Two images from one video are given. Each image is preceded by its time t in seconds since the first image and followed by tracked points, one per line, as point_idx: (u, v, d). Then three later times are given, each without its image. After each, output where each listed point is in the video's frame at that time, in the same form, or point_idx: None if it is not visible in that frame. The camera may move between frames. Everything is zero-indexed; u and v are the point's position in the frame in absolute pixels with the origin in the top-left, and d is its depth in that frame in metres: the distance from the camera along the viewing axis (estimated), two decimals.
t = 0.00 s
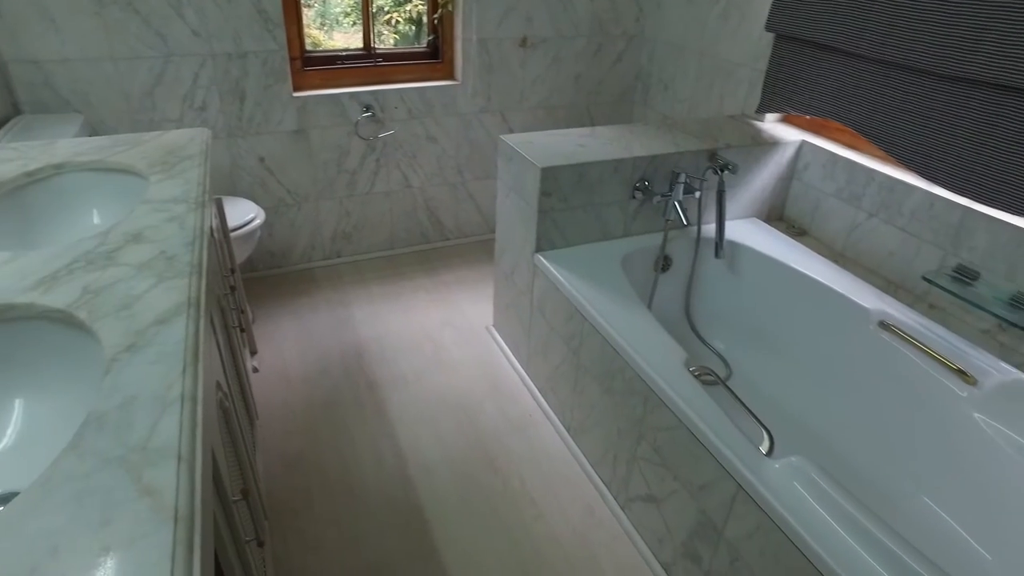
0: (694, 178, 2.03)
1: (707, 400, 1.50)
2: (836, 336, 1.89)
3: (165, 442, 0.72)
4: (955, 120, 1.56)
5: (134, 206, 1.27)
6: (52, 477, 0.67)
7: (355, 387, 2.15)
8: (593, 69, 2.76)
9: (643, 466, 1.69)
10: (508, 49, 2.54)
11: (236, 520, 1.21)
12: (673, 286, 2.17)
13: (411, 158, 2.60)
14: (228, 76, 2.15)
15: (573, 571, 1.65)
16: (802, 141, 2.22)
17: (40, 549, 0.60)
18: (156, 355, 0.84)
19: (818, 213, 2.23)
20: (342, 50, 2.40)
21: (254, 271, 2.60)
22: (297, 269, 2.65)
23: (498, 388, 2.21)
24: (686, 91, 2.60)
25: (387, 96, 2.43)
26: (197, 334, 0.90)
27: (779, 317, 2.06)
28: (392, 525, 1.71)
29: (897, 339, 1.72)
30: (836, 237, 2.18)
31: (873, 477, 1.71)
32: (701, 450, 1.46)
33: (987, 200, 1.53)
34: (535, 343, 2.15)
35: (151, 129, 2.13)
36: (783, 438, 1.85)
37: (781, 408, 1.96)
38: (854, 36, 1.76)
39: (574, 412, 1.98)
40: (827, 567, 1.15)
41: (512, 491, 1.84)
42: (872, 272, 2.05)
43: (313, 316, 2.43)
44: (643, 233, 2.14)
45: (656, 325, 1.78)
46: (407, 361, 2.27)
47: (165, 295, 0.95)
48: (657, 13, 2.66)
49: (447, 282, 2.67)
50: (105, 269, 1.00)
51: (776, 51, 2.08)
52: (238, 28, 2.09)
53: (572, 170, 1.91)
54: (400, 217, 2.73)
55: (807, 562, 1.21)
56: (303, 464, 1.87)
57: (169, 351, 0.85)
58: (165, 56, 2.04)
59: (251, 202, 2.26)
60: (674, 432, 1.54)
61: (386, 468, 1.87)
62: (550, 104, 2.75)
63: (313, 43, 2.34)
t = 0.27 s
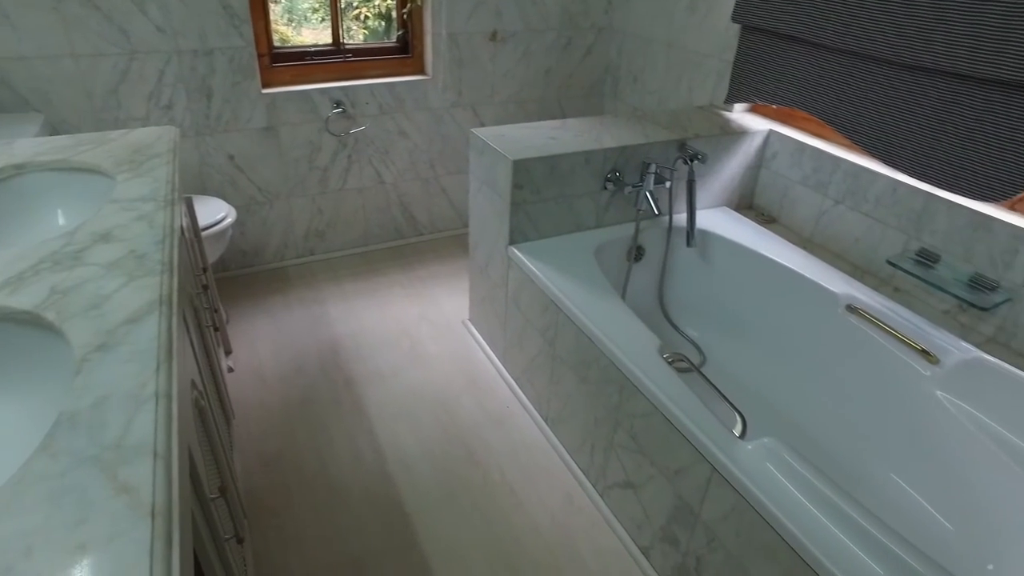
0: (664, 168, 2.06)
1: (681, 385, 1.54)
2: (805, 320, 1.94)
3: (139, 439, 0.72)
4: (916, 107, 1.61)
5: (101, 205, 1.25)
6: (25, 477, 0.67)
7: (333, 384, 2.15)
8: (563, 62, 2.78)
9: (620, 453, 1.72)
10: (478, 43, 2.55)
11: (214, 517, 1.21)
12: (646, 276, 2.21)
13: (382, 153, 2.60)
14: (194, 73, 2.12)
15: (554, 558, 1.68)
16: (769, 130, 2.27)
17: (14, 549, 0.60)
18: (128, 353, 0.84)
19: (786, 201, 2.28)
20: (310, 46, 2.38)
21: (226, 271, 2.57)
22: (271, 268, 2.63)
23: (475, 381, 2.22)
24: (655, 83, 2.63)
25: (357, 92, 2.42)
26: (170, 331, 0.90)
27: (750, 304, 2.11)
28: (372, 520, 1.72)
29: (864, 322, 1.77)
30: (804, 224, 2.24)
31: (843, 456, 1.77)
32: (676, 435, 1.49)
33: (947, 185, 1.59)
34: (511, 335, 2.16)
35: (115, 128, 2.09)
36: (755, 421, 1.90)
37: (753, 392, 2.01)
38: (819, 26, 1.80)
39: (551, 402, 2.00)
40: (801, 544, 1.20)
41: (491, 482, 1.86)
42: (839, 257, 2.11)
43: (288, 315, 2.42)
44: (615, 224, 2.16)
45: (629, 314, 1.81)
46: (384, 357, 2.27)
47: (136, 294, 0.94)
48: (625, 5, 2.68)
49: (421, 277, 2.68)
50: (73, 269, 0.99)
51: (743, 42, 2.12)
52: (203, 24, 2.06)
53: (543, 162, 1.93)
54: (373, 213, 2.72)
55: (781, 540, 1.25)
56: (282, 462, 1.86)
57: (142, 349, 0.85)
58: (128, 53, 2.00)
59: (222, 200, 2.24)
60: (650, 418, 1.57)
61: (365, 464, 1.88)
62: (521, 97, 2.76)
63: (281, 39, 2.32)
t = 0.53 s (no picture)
0: (636, 160, 2.09)
1: (656, 373, 1.57)
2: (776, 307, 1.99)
3: (114, 438, 0.72)
4: (879, 96, 1.66)
5: (68, 206, 1.23)
6: None
7: (310, 382, 2.14)
8: (534, 56, 2.79)
9: (598, 442, 1.75)
10: (449, 38, 2.55)
11: (193, 516, 1.21)
12: (621, 267, 2.24)
13: (355, 150, 2.59)
14: (161, 71, 2.09)
15: (535, 548, 1.70)
16: (738, 121, 2.31)
17: None
18: (100, 353, 0.83)
19: (756, 191, 2.33)
20: (279, 43, 2.36)
21: (199, 272, 2.54)
22: (245, 267, 2.60)
23: (453, 375, 2.23)
24: (626, 76, 2.66)
25: (329, 88, 2.41)
26: (143, 330, 0.89)
27: (723, 292, 2.15)
28: (353, 516, 1.73)
29: (833, 308, 1.82)
30: (773, 213, 2.29)
31: (813, 438, 1.82)
32: (653, 422, 1.53)
33: (910, 171, 1.64)
34: (488, 329, 2.18)
35: (80, 128, 2.06)
36: (729, 407, 1.95)
37: (726, 379, 2.05)
38: (783, 18, 1.84)
39: (529, 394, 2.03)
40: (775, 523, 1.23)
41: (471, 475, 1.88)
42: (808, 245, 2.16)
43: (263, 314, 2.40)
44: (588, 216, 2.19)
45: (604, 304, 1.83)
46: (361, 354, 2.28)
47: (107, 294, 0.94)
48: None
49: (397, 274, 2.68)
50: (41, 271, 0.98)
51: (711, 35, 2.16)
52: (168, 20, 2.03)
53: (516, 156, 1.94)
54: (347, 210, 2.71)
55: (757, 521, 1.28)
56: (260, 462, 1.86)
57: (114, 348, 0.84)
58: (91, 50, 1.97)
59: (193, 200, 2.22)
60: (626, 406, 1.60)
61: (344, 461, 1.88)
62: (492, 92, 2.77)
63: (249, 36, 2.29)
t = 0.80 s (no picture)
0: (612, 153, 2.10)
1: (635, 363, 1.59)
2: (752, 296, 2.03)
3: (91, 439, 0.72)
4: (849, 87, 1.70)
5: (36, 207, 1.22)
6: None
7: (291, 381, 2.13)
8: (509, 51, 2.80)
9: (580, 434, 1.76)
10: (423, 34, 2.55)
11: (174, 517, 1.20)
12: (599, 260, 2.25)
13: (331, 148, 2.57)
14: (130, 69, 2.06)
15: (519, 540, 1.72)
16: (712, 114, 2.34)
17: None
18: (74, 354, 0.83)
19: (730, 183, 2.36)
20: (252, 40, 2.33)
21: (175, 273, 2.51)
22: (222, 268, 2.58)
23: (434, 371, 2.24)
24: (601, 70, 2.68)
25: (303, 86, 2.39)
26: (118, 330, 0.89)
27: (700, 283, 2.18)
28: (338, 515, 1.73)
29: (809, 297, 1.86)
30: (748, 204, 2.32)
31: (790, 424, 1.86)
32: (633, 412, 1.55)
33: (879, 161, 1.67)
34: (467, 324, 2.19)
35: (47, 128, 2.02)
36: (708, 396, 1.98)
37: (704, 368, 2.09)
38: (755, 11, 1.87)
39: (510, 388, 2.04)
40: (754, 508, 1.26)
41: (454, 470, 1.89)
42: (782, 235, 2.20)
43: (242, 314, 2.38)
44: (566, 210, 2.20)
45: (583, 297, 1.85)
46: (342, 352, 2.27)
47: (80, 294, 0.93)
48: None
49: (376, 271, 2.67)
50: (10, 273, 0.97)
51: (684, 28, 2.18)
52: (136, 18, 2.00)
53: (492, 150, 1.95)
54: (324, 209, 2.70)
55: (737, 506, 1.31)
56: (242, 462, 1.85)
57: (89, 349, 0.84)
58: (57, 49, 1.93)
59: (167, 201, 2.19)
60: (606, 397, 1.62)
61: (327, 459, 1.88)
62: (468, 88, 2.77)
63: (221, 33, 2.26)
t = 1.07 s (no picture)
0: (588, 146, 2.12)
1: (615, 354, 1.61)
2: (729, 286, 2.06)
3: (66, 441, 0.71)
4: (820, 78, 1.72)
5: (3, 208, 1.20)
6: None
7: (271, 381, 2.12)
8: (484, 46, 2.80)
9: (561, 426, 1.78)
10: (397, 30, 2.54)
11: (154, 519, 1.19)
12: (577, 253, 2.27)
13: (307, 146, 2.55)
14: (98, 68, 2.03)
15: (503, 533, 1.73)
16: (687, 106, 2.37)
17: None
18: (47, 356, 0.82)
19: (705, 174, 2.40)
20: (223, 38, 2.31)
21: (150, 275, 2.48)
22: (198, 269, 2.55)
23: (415, 367, 2.24)
24: (576, 64, 2.70)
25: (277, 84, 2.37)
26: (92, 331, 0.88)
27: (677, 274, 2.21)
28: (322, 513, 1.73)
29: (784, 285, 1.90)
30: (723, 195, 2.36)
31: (767, 410, 1.90)
32: (613, 402, 1.56)
33: (850, 150, 1.71)
34: (447, 319, 2.20)
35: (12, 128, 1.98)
36: (687, 384, 2.01)
37: (683, 358, 2.12)
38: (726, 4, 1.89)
39: (492, 383, 2.05)
40: (734, 493, 1.29)
41: (437, 465, 1.90)
42: (757, 225, 2.24)
43: (219, 315, 2.36)
44: (543, 204, 2.22)
45: (562, 290, 1.87)
46: (322, 351, 2.26)
47: (53, 296, 0.92)
48: None
49: (355, 269, 2.66)
50: None
51: (657, 21, 2.20)
52: (103, 15, 1.97)
53: (469, 145, 1.96)
54: (300, 207, 2.68)
55: (717, 492, 1.34)
56: (223, 464, 1.84)
57: (62, 351, 0.83)
58: (21, 47, 1.90)
59: (140, 201, 2.16)
60: (587, 388, 1.64)
61: (309, 459, 1.88)
62: (444, 84, 2.77)
63: (191, 31, 2.24)
